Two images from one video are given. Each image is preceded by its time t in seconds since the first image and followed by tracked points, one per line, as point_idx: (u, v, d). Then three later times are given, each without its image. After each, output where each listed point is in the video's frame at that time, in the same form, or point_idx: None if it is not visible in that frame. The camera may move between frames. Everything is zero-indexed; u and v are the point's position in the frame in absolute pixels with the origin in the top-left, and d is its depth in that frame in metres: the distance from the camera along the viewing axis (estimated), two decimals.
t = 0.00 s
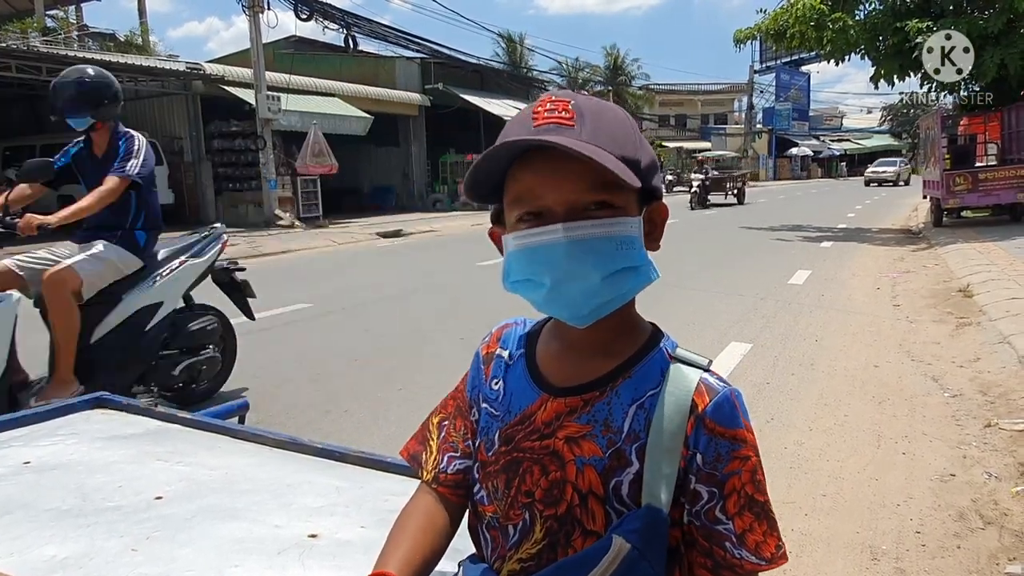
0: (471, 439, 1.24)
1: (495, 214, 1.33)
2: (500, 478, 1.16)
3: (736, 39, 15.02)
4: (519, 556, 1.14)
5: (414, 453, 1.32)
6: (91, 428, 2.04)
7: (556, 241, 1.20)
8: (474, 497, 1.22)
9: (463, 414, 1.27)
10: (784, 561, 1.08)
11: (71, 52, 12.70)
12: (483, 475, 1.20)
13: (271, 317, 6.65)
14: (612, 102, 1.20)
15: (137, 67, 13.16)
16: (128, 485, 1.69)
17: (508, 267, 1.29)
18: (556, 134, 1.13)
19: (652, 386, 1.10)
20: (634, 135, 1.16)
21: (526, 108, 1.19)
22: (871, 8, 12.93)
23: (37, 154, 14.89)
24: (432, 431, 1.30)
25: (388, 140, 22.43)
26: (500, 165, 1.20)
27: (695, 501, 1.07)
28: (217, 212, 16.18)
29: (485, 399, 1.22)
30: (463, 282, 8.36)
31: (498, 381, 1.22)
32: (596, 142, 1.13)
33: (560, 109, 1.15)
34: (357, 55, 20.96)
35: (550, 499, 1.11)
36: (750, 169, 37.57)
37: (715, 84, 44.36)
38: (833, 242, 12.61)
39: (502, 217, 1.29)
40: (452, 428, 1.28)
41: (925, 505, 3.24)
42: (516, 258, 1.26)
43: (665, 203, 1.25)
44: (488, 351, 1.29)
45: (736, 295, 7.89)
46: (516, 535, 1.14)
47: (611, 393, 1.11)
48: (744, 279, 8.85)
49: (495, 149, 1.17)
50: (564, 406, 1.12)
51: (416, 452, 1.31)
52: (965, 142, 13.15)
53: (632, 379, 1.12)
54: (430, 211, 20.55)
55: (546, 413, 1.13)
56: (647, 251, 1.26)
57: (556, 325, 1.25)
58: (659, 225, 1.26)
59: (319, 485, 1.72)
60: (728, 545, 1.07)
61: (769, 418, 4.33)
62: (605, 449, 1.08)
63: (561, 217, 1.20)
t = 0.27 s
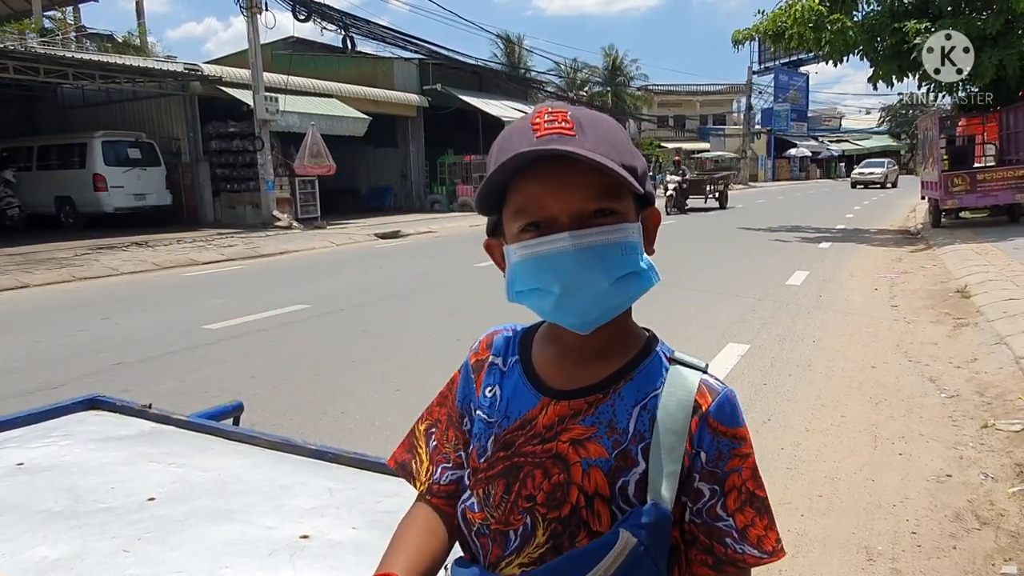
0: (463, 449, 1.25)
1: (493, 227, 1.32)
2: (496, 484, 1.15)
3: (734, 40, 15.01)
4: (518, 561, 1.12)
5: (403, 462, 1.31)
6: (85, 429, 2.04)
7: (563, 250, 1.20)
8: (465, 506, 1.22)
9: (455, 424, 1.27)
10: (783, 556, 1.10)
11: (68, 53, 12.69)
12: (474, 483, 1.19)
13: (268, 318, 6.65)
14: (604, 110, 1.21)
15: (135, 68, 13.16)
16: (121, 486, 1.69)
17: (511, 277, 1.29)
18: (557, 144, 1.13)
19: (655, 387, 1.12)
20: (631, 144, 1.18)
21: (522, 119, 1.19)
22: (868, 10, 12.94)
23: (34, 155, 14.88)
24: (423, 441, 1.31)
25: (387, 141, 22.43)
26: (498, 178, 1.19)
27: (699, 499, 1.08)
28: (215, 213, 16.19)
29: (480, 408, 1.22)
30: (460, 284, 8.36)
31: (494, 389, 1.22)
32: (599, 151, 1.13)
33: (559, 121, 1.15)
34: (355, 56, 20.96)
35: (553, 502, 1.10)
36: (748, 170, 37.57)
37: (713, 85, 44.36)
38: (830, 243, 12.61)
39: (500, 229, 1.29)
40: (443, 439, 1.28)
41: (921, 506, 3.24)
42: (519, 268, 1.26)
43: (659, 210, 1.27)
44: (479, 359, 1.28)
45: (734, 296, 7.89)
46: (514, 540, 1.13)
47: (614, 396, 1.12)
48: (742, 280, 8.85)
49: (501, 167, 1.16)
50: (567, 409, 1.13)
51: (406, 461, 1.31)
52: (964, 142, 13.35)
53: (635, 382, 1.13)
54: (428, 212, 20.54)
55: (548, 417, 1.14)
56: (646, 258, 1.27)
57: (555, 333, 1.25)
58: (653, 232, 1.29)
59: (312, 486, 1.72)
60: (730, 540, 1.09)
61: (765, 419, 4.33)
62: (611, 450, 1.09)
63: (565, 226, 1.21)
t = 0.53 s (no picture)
0: (466, 456, 1.25)
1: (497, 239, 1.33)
2: (503, 488, 1.16)
3: (732, 42, 15.01)
4: (527, 564, 1.13)
5: (405, 467, 1.32)
6: (86, 434, 2.05)
7: (562, 267, 1.22)
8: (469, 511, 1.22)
9: (456, 430, 1.27)
10: (795, 554, 1.13)
11: (67, 54, 12.69)
12: (479, 487, 1.19)
13: (268, 320, 6.66)
14: (607, 121, 1.21)
15: (133, 70, 13.17)
16: (122, 491, 1.70)
17: (517, 289, 1.30)
18: (554, 162, 1.14)
19: (665, 391, 1.13)
20: (632, 155, 1.18)
21: (522, 135, 1.20)
22: (866, 12, 12.97)
23: (33, 157, 14.88)
24: (424, 446, 1.31)
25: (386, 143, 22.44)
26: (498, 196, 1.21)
27: (713, 501, 1.11)
28: (214, 215, 16.20)
29: (485, 413, 1.23)
30: (459, 286, 8.36)
31: (500, 394, 1.22)
32: (597, 167, 1.14)
33: (558, 136, 1.16)
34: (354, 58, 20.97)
35: (564, 506, 1.11)
36: (747, 172, 37.57)
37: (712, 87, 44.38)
38: (829, 245, 12.62)
39: (506, 241, 1.29)
40: (445, 445, 1.28)
41: (919, 509, 3.25)
42: (525, 280, 1.27)
43: (666, 216, 1.27)
44: (481, 365, 1.28)
45: (733, 298, 7.90)
46: (524, 544, 1.13)
47: (626, 399, 1.13)
48: (741, 282, 8.86)
49: (500, 185, 1.18)
50: (577, 413, 1.14)
51: (408, 466, 1.32)
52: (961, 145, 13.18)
53: (644, 387, 1.14)
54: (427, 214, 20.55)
55: (557, 422, 1.14)
56: (651, 265, 1.28)
57: (559, 341, 1.26)
58: (661, 237, 1.29)
59: (313, 490, 1.73)
60: (745, 540, 1.12)
61: (764, 422, 4.34)
62: (623, 453, 1.10)
63: (567, 240, 1.22)
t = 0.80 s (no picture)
0: (456, 458, 1.24)
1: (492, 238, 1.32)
2: (498, 490, 1.14)
3: (730, 44, 15.02)
4: (522, 566, 1.12)
5: (393, 470, 1.29)
6: (78, 437, 2.03)
7: (557, 269, 1.21)
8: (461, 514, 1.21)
9: (445, 431, 1.25)
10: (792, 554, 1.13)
11: (63, 55, 12.67)
12: (473, 490, 1.18)
13: (264, 321, 6.64)
14: (605, 121, 1.20)
15: (130, 71, 13.14)
16: (114, 494, 1.68)
17: (512, 290, 1.29)
18: (550, 162, 1.13)
19: (662, 391, 1.12)
20: (629, 155, 1.17)
21: (518, 135, 1.19)
22: (863, 14, 12.98)
23: (29, 158, 14.84)
24: (412, 448, 1.28)
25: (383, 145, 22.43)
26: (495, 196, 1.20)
27: (710, 501, 1.10)
28: (211, 216, 16.18)
29: (477, 415, 1.21)
30: (456, 287, 8.34)
31: (493, 395, 1.20)
32: (593, 167, 1.13)
33: (555, 135, 1.15)
34: (351, 59, 20.95)
35: (560, 507, 1.10)
36: (745, 174, 37.62)
37: (709, 89, 44.42)
38: (826, 246, 12.62)
39: (501, 240, 1.28)
40: (434, 446, 1.26)
41: (917, 510, 3.24)
42: (519, 280, 1.25)
43: (664, 217, 1.26)
44: (473, 366, 1.27)
45: (730, 299, 7.89)
46: (519, 546, 1.12)
47: (623, 398, 1.12)
48: (738, 283, 8.86)
49: (497, 184, 1.18)
50: (572, 414, 1.12)
51: (395, 468, 1.29)
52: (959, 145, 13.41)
53: (641, 386, 1.13)
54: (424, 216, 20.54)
55: (552, 423, 1.12)
56: (646, 265, 1.27)
57: (554, 341, 1.25)
58: (658, 237, 1.28)
59: (306, 493, 1.72)
60: (742, 539, 1.11)
61: (761, 423, 4.33)
62: (620, 454, 1.09)
63: (561, 242, 1.21)
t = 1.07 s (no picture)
0: (442, 466, 1.23)
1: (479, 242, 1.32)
2: (483, 500, 1.14)
3: (726, 49, 15.04)
4: None
5: (377, 478, 1.29)
6: (68, 445, 2.03)
7: (537, 271, 1.21)
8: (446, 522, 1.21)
9: (432, 439, 1.25)
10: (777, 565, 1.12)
11: (59, 59, 12.66)
12: (459, 499, 1.18)
13: (260, 326, 6.63)
14: (589, 123, 1.19)
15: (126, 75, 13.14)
16: (103, 504, 1.68)
17: (497, 294, 1.29)
18: (529, 164, 1.14)
19: (647, 400, 1.11)
20: (612, 157, 1.16)
21: (501, 138, 1.20)
22: (859, 19, 13.01)
23: (26, 163, 14.83)
24: (397, 456, 1.28)
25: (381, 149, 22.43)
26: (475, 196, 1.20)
27: (695, 511, 1.09)
28: (208, 221, 16.16)
29: (463, 423, 1.21)
30: (453, 291, 8.34)
31: (479, 404, 1.20)
32: (572, 169, 1.13)
33: (535, 137, 1.15)
34: (348, 63, 20.97)
35: (543, 517, 1.10)
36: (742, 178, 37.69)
37: (706, 93, 44.53)
38: (823, 250, 12.63)
39: (486, 244, 1.29)
40: (419, 454, 1.26)
41: (912, 516, 3.24)
42: (504, 285, 1.25)
43: (651, 220, 1.26)
44: (461, 374, 1.27)
45: (727, 303, 7.89)
46: (503, 557, 1.12)
47: (608, 407, 1.11)
48: (734, 287, 8.86)
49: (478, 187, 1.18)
50: (556, 423, 1.12)
51: (379, 476, 1.29)
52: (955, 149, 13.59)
53: (625, 395, 1.12)
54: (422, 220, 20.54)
55: (537, 432, 1.12)
56: (632, 270, 1.27)
57: (540, 347, 1.25)
58: (646, 241, 1.27)
59: (297, 503, 1.71)
60: (727, 551, 1.11)
61: (757, 428, 4.33)
62: (604, 463, 1.08)
63: (543, 245, 1.21)
